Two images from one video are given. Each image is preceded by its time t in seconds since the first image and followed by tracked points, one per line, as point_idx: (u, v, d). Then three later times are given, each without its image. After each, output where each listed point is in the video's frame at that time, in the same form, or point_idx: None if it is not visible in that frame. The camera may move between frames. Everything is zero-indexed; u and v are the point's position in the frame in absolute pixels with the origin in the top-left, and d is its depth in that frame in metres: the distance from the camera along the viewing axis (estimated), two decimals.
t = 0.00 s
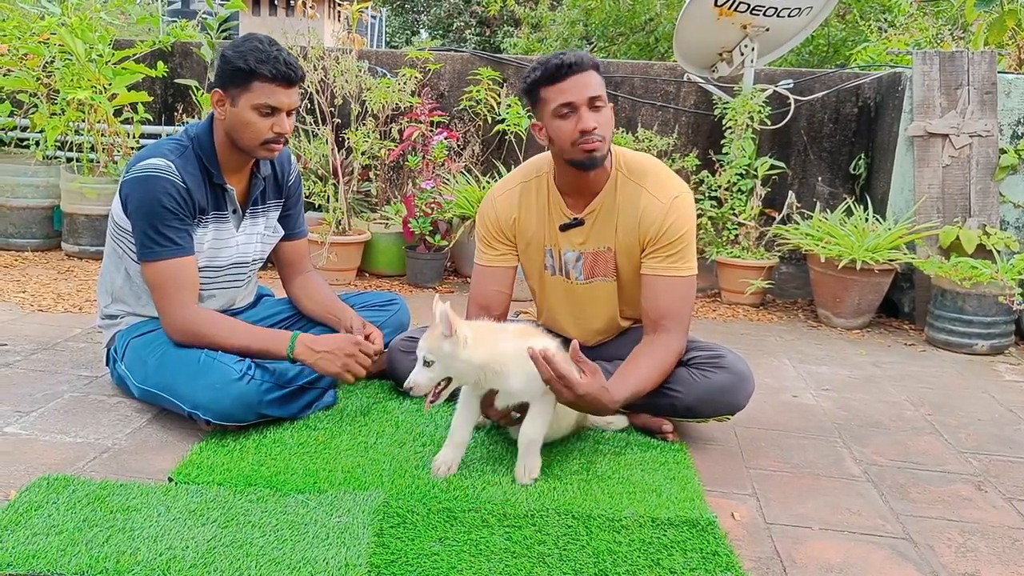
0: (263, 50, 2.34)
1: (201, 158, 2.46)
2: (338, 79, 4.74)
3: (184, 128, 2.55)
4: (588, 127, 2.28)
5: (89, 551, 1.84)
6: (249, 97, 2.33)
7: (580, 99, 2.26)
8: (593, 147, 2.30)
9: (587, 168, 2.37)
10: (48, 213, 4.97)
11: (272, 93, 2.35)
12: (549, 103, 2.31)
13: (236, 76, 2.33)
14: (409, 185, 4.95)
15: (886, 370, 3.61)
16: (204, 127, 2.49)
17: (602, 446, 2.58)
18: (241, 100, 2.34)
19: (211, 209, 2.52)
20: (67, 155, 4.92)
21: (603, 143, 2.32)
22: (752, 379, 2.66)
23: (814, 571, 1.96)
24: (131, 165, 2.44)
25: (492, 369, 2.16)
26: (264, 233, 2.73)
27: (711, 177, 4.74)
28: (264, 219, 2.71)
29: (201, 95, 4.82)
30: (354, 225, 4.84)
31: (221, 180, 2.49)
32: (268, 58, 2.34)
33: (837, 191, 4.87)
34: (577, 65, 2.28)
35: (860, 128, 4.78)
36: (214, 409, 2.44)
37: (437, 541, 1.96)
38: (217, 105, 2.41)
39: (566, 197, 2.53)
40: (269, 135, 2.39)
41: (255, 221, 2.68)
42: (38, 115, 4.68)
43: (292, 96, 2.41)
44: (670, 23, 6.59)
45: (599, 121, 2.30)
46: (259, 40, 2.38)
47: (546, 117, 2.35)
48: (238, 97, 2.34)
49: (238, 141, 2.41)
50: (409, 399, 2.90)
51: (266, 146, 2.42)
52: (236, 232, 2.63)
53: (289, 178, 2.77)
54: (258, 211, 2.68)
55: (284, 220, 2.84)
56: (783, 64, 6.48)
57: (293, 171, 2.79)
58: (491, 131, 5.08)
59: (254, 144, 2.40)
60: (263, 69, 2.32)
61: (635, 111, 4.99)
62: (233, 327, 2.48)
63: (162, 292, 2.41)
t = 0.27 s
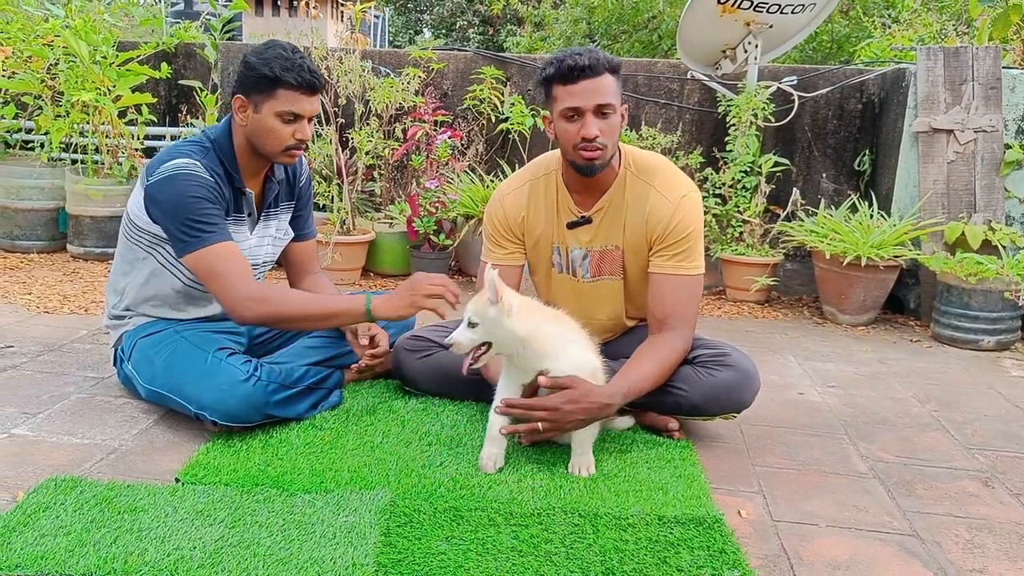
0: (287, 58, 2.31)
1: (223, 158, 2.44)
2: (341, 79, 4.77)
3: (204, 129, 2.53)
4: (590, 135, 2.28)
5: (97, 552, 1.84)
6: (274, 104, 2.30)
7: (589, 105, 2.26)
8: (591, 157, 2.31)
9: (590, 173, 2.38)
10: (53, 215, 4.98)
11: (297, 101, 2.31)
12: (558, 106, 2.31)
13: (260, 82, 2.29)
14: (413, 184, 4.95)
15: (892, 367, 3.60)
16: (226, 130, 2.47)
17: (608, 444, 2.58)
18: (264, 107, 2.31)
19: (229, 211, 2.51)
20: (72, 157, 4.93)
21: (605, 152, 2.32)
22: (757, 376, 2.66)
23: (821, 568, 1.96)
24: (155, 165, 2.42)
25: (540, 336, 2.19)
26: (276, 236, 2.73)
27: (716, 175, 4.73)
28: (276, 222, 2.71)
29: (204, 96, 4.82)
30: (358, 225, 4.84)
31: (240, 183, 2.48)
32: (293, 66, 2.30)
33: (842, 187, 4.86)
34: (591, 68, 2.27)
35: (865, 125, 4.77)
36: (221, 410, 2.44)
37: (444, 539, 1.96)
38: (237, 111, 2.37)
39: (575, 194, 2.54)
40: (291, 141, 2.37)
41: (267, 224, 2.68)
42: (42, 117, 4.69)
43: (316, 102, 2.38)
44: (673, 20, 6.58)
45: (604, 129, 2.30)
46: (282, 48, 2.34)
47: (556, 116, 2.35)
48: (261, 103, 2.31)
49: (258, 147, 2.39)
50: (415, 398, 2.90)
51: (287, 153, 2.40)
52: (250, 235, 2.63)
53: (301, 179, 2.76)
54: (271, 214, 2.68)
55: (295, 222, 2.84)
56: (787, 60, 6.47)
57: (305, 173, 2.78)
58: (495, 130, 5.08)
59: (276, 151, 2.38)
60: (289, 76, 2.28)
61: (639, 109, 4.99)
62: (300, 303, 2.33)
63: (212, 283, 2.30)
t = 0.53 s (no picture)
0: (294, 58, 2.28)
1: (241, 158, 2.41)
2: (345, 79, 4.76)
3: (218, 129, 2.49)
4: (607, 143, 2.29)
5: (102, 552, 1.85)
6: (283, 105, 2.28)
7: (610, 113, 2.25)
8: (605, 162, 2.33)
9: (607, 174, 2.40)
10: (58, 215, 5.00)
11: (305, 100, 2.29)
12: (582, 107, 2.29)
13: (269, 84, 2.27)
14: (417, 184, 4.96)
15: (896, 366, 3.60)
16: (236, 131, 2.44)
17: (613, 444, 2.58)
18: (274, 108, 2.29)
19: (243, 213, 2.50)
20: (76, 157, 4.94)
21: (621, 159, 2.33)
22: (763, 375, 2.66)
23: (825, 567, 1.96)
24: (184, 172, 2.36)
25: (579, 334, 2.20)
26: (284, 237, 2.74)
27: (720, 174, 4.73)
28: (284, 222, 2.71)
29: (209, 96, 4.83)
30: (363, 225, 4.85)
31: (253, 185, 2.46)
32: (300, 65, 2.27)
33: (845, 186, 4.85)
34: (619, 78, 2.21)
35: (869, 124, 4.77)
36: (225, 410, 2.44)
37: (449, 539, 1.96)
38: (248, 114, 2.36)
39: (593, 188, 2.54)
40: (303, 141, 2.35)
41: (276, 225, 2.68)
42: (47, 117, 4.70)
43: (325, 101, 2.35)
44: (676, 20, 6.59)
45: (622, 138, 2.30)
46: (289, 48, 2.31)
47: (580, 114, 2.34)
48: (270, 105, 2.29)
49: (271, 149, 2.37)
50: (420, 397, 2.90)
51: (299, 153, 2.39)
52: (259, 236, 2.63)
53: (307, 179, 2.77)
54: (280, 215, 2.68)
55: (302, 222, 2.84)
56: (791, 60, 6.47)
57: (311, 173, 2.78)
58: (499, 130, 5.09)
59: (288, 152, 2.37)
60: (295, 76, 2.25)
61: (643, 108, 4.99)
62: (369, 285, 2.25)
63: (276, 257, 2.22)
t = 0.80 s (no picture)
0: (313, 63, 2.27)
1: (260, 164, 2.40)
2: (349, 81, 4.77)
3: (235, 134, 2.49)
4: (637, 133, 2.32)
5: (107, 554, 1.85)
6: (302, 109, 2.28)
7: (644, 105, 2.27)
8: (635, 153, 2.35)
9: (635, 165, 2.41)
10: (61, 217, 5.01)
11: (324, 104, 2.28)
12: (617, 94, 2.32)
13: (289, 89, 2.26)
14: (421, 185, 4.96)
15: (899, 367, 3.60)
16: (254, 135, 2.44)
17: (615, 445, 2.58)
18: (293, 113, 2.29)
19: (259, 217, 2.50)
20: (80, 159, 4.96)
21: (649, 152, 2.35)
22: (765, 376, 2.66)
23: (829, 568, 1.96)
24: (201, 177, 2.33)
25: (569, 322, 2.21)
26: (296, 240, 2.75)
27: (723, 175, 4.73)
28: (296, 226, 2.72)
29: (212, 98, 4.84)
30: (366, 227, 4.86)
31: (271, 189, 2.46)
32: (318, 70, 2.27)
33: (848, 187, 4.84)
34: (656, 71, 2.24)
35: (871, 125, 4.77)
36: (230, 411, 2.45)
37: (452, 541, 1.97)
38: (267, 119, 2.36)
39: (619, 178, 2.56)
40: (322, 145, 2.35)
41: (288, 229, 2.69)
42: (51, 120, 4.72)
43: (343, 105, 2.35)
44: (678, 21, 6.59)
45: (652, 131, 2.32)
46: (306, 54, 2.31)
47: (614, 103, 2.37)
48: (290, 110, 2.29)
49: (290, 154, 2.37)
50: (423, 399, 2.91)
51: (318, 157, 2.38)
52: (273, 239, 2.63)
53: (316, 183, 2.77)
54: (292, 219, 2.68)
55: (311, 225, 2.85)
56: (793, 60, 6.47)
57: (321, 177, 2.79)
58: (501, 132, 5.10)
59: (306, 156, 2.36)
60: (315, 81, 2.25)
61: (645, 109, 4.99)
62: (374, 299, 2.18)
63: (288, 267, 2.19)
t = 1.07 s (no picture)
0: (322, 65, 2.27)
1: (261, 165, 2.40)
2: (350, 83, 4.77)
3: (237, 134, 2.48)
4: (642, 127, 2.32)
5: (108, 556, 1.85)
6: (309, 110, 2.27)
7: (649, 98, 2.27)
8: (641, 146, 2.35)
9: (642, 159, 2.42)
10: (62, 220, 5.02)
11: (331, 105, 2.28)
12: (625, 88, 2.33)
13: (296, 89, 2.26)
14: (421, 187, 4.97)
15: (900, 368, 3.59)
16: (258, 136, 2.43)
17: (616, 446, 2.58)
18: (300, 113, 2.28)
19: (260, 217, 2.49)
20: (81, 162, 4.97)
21: (654, 146, 2.35)
22: (766, 375, 2.66)
23: (830, 570, 1.96)
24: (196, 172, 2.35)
25: (548, 320, 2.22)
26: (296, 240, 2.76)
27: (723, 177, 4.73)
28: (296, 226, 2.72)
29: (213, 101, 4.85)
30: (367, 229, 4.86)
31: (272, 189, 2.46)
32: (327, 72, 2.27)
33: (849, 189, 4.84)
34: (661, 65, 2.25)
35: (872, 126, 4.76)
36: (231, 413, 2.45)
37: (453, 543, 1.96)
38: (272, 118, 2.35)
39: (631, 173, 2.57)
40: (326, 145, 2.34)
41: (288, 230, 2.70)
42: (52, 123, 4.72)
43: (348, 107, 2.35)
44: (679, 22, 6.60)
45: (658, 124, 2.32)
46: (314, 56, 2.31)
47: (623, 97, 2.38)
48: (297, 110, 2.28)
49: (294, 153, 2.36)
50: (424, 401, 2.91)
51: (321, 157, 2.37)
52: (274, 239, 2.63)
53: (316, 185, 2.78)
54: (292, 219, 2.69)
55: (310, 226, 2.85)
56: (793, 62, 6.48)
57: (321, 179, 2.80)
58: (502, 134, 5.10)
59: (310, 156, 2.36)
60: (323, 82, 2.25)
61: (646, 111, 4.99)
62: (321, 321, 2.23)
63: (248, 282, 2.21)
